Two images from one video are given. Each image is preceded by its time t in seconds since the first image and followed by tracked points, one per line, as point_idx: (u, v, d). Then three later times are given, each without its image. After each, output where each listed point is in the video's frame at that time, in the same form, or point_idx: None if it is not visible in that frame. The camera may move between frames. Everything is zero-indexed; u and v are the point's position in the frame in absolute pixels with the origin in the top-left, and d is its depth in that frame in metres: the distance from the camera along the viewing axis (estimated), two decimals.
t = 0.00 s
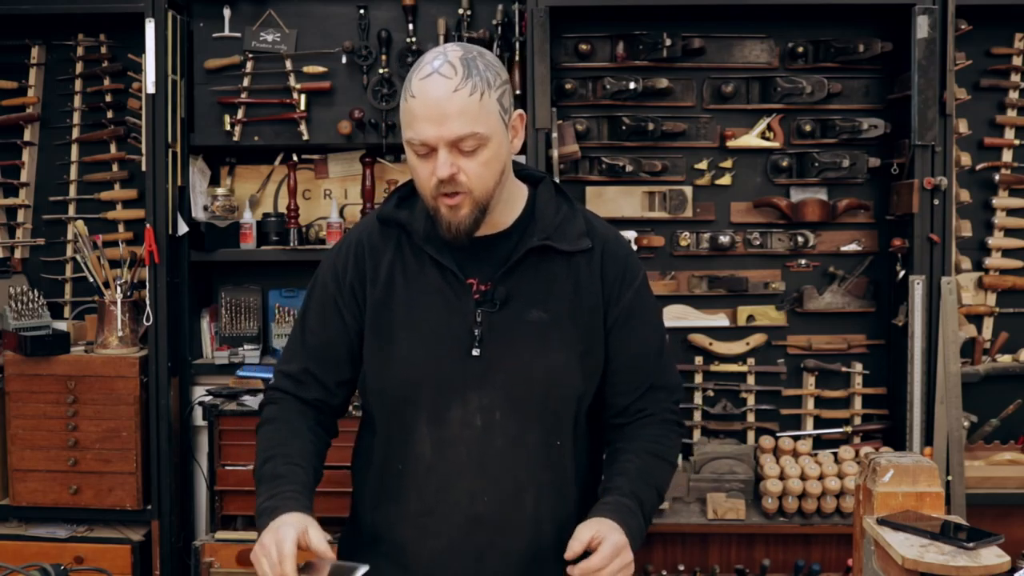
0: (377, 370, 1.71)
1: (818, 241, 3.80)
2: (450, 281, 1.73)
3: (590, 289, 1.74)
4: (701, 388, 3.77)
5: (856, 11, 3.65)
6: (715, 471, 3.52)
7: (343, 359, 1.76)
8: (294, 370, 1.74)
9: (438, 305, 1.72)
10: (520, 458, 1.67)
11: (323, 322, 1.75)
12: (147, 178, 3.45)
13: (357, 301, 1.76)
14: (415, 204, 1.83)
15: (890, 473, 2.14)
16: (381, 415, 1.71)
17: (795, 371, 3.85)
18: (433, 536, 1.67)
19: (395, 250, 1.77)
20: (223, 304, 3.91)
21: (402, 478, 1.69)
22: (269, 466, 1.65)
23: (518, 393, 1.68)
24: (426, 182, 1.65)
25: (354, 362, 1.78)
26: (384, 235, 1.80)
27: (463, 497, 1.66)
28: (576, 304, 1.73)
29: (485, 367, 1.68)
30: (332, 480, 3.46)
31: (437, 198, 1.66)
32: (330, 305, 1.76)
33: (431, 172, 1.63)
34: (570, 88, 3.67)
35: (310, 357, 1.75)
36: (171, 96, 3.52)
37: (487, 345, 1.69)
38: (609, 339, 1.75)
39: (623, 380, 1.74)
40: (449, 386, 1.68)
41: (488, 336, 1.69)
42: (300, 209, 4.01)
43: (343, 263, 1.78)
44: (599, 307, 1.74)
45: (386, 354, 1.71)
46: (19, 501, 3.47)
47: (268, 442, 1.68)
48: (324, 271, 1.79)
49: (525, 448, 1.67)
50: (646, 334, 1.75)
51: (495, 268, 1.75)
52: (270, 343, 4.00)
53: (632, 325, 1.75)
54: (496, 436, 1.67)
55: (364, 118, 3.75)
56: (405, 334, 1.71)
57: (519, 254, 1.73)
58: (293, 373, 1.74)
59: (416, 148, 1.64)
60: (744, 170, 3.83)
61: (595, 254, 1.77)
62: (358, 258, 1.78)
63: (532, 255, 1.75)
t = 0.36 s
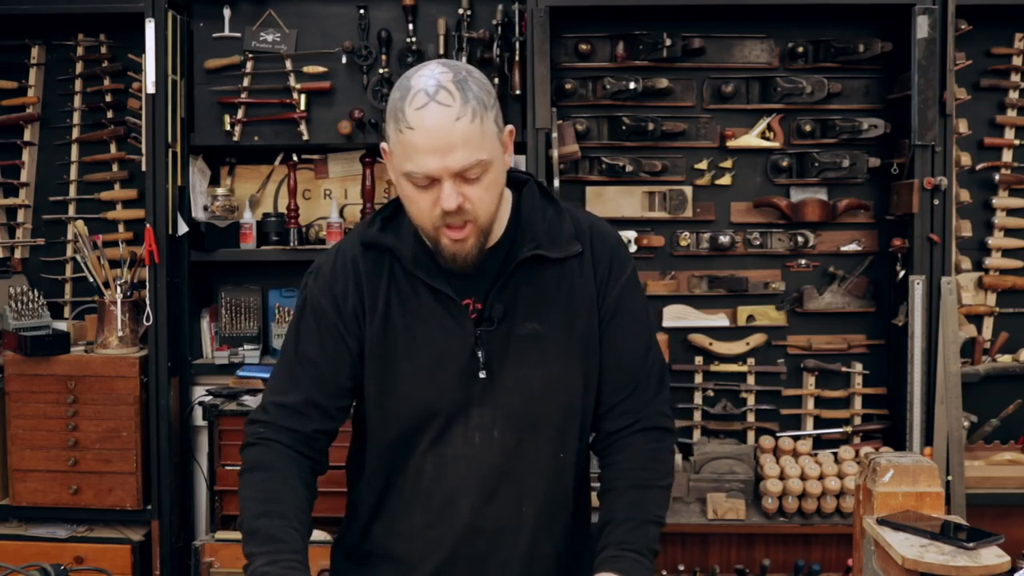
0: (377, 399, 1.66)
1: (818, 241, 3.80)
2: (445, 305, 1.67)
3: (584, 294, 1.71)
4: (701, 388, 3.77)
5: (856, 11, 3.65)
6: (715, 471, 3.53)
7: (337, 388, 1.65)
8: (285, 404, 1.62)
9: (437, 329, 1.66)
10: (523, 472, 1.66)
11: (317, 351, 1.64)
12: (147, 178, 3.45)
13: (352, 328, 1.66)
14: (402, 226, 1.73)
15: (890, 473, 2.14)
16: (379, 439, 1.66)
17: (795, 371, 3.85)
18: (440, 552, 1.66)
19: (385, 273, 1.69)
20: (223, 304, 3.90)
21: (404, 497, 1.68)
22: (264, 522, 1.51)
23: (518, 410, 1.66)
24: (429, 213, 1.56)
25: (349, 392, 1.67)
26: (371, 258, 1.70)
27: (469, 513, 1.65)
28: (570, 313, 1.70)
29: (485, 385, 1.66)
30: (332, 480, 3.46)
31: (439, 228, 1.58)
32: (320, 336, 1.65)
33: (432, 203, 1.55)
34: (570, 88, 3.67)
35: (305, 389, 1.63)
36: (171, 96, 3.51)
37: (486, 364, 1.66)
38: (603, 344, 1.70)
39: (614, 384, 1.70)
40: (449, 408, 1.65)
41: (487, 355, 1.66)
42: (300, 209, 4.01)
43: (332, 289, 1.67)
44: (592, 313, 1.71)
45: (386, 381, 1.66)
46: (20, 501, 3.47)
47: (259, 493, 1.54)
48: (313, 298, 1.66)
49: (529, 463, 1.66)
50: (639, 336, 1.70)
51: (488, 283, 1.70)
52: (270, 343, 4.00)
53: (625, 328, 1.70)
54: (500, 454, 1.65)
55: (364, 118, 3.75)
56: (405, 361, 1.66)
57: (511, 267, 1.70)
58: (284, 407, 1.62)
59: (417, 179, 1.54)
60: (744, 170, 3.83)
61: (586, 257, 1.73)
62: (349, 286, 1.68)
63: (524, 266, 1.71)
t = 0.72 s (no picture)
0: (404, 387, 1.58)
1: (818, 241, 3.80)
2: (473, 284, 1.64)
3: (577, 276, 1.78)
4: (701, 388, 3.78)
5: (856, 11, 3.65)
6: (715, 471, 3.53)
7: (359, 385, 1.52)
8: (298, 401, 1.46)
9: (462, 312, 1.63)
10: (542, 449, 1.68)
11: (340, 344, 1.50)
12: (147, 178, 3.45)
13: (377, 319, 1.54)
14: (426, 210, 1.66)
15: (889, 473, 2.14)
16: (399, 429, 1.59)
17: (795, 371, 3.85)
18: (459, 538, 1.62)
19: (411, 258, 1.61)
20: (223, 304, 3.90)
21: (429, 488, 1.61)
22: (260, 530, 1.36)
23: (539, 388, 1.67)
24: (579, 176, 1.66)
25: (369, 389, 1.54)
26: (395, 244, 1.61)
27: (498, 494, 1.63)
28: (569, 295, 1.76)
29: (510, 367, 1.65)
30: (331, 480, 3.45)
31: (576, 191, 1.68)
32: (347, 325, 1.51)
33: (582, 168, 1.66)
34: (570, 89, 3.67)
35: (321, 383, 1.48)
36: (171, 96, 3.52)
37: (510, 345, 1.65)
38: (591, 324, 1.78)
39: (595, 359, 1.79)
40: (478, 391, 1.62)
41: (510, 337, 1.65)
42: (300, 209, 4.01)
43: (358, 276, 1.54)
44: (582, 295, 1.79)
45: (414, 368, 1.59)
46: (19, 501, 3.47)
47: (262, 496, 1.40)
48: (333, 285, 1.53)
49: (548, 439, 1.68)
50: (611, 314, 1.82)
51: (506, 267, 1.68)
52: (270, 343, 4.01)
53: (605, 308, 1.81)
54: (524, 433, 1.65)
55: (364, 118, 3.75)
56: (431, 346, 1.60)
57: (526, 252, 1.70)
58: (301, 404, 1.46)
59: (584, 143, 1.63)
60: (744, 170, 3.83)
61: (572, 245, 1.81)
62: (374, 273, 1.56)
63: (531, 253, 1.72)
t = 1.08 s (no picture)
0: (461, 362, 1.72)
1: (818, 241, 3.80)
2: (501, 265, 1.81)
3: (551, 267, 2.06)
4: (701, 388, 3.79)
5: (856, 11, 3.65)
6: (715, 471, 3.53)
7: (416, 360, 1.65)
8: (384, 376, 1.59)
9: (495, 290, 1.78)
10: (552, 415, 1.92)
11: (404, 322, 1.61)
12: (147, 178, 3.45)
13: (435, 298, 1.67)
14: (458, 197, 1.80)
15: (890, 473, 2.14)
16: (442, 399, 1.73)
17: (795, 371, 3.85)
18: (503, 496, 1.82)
19: (459, 241, 1.75)
20: (223, 304, 3.91)
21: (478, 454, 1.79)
22: (420, 480, 1.53)
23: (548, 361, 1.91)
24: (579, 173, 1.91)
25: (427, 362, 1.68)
26: (446, 229, 1.74)
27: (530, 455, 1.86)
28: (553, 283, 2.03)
29: (533, 341, 1.86)
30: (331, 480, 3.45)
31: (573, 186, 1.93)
32: (422, 304, 1.64)
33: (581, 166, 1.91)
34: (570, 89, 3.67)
35: (400, 358, 1.61)
36: (171, 96, 3.52)
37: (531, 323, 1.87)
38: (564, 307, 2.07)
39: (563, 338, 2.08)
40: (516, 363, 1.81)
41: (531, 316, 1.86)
42: (300, 210, 4.01)
43: (410, 260, 1.65)
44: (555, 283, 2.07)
45: (469, 344, 1.73)
46: (20, 501, 3.47)
47: (374, 459, 1.54)
48: (390, 268, 1.63)
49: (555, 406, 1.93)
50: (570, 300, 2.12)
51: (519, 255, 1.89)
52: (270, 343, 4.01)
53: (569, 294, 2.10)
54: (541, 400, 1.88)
55: (364, 118, 3.75)
56: (478, 322, 1.73)
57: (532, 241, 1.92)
58: (377, 378, 1.59)
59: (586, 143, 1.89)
60: (744, 170, 3.83)
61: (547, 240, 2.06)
62: (430, 256, 1.68)
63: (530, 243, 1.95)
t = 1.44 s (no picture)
0: (497, 352, 1.73)
1: (818, 241, 3.80)
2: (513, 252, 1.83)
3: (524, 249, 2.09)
4: (701, 388, 3.79)
5: (856, 11, 3.65)
6: (715, 471, 3.54)
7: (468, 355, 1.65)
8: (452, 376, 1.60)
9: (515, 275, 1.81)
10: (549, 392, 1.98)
11: (463, 318, 1.61)
12: (147, 178, 3.45)
13: (482, 289, 1.67)
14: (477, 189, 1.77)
15: (890, 473, 2.13)
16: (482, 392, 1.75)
17: (795, 371, 3.85)
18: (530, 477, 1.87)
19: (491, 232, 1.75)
20: (223, 304, 3.91)
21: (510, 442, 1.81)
22: (501, 475, 1.63)
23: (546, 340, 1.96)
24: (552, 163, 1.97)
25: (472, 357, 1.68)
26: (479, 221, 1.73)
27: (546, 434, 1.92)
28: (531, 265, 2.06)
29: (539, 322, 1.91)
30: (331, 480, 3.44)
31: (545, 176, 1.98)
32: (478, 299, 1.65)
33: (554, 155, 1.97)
34: (570, 88, 3.67)
35: (460, 356, 1.61)
36: (171, 96, 3.52)
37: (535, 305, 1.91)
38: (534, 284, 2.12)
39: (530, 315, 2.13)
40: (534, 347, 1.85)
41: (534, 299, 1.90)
42: (300, 210, 4.01)
43: (459, 253, 1.63)
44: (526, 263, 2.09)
45: (504, 335, 1.74)
46: (20, 501, 3.47)
47: (456, 459, 1.58)
48: (444, 263, 1.60)
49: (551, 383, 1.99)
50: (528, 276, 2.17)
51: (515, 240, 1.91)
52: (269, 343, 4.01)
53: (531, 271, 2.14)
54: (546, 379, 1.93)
55: (364, 118, 3.75)
56: (512, 309, 1.76)
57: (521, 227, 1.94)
58: (443, 377, 1.59)
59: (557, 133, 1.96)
60: (744, 170, 3.83)
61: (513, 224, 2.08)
62: (475, 250, 1.67)
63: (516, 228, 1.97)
